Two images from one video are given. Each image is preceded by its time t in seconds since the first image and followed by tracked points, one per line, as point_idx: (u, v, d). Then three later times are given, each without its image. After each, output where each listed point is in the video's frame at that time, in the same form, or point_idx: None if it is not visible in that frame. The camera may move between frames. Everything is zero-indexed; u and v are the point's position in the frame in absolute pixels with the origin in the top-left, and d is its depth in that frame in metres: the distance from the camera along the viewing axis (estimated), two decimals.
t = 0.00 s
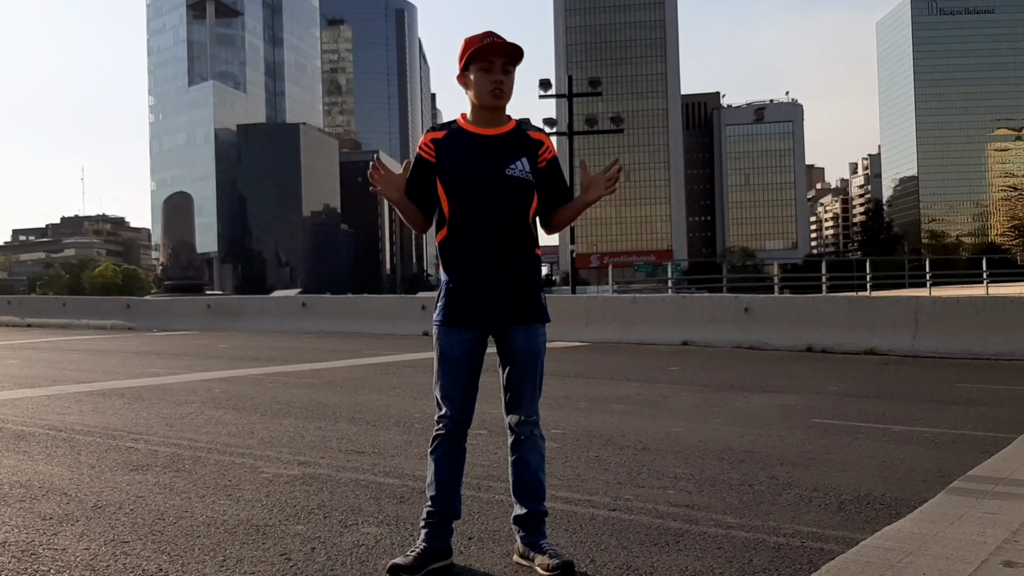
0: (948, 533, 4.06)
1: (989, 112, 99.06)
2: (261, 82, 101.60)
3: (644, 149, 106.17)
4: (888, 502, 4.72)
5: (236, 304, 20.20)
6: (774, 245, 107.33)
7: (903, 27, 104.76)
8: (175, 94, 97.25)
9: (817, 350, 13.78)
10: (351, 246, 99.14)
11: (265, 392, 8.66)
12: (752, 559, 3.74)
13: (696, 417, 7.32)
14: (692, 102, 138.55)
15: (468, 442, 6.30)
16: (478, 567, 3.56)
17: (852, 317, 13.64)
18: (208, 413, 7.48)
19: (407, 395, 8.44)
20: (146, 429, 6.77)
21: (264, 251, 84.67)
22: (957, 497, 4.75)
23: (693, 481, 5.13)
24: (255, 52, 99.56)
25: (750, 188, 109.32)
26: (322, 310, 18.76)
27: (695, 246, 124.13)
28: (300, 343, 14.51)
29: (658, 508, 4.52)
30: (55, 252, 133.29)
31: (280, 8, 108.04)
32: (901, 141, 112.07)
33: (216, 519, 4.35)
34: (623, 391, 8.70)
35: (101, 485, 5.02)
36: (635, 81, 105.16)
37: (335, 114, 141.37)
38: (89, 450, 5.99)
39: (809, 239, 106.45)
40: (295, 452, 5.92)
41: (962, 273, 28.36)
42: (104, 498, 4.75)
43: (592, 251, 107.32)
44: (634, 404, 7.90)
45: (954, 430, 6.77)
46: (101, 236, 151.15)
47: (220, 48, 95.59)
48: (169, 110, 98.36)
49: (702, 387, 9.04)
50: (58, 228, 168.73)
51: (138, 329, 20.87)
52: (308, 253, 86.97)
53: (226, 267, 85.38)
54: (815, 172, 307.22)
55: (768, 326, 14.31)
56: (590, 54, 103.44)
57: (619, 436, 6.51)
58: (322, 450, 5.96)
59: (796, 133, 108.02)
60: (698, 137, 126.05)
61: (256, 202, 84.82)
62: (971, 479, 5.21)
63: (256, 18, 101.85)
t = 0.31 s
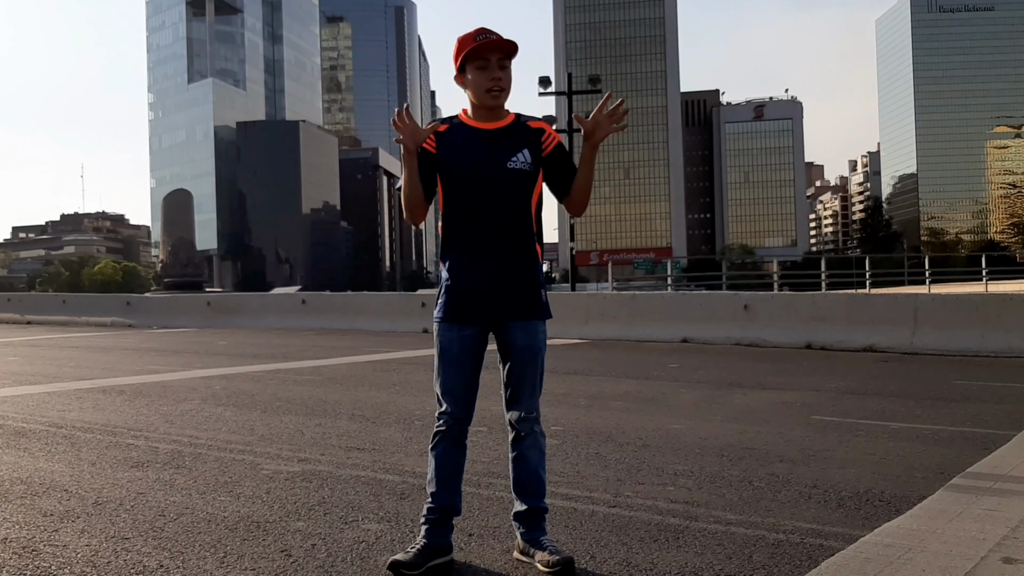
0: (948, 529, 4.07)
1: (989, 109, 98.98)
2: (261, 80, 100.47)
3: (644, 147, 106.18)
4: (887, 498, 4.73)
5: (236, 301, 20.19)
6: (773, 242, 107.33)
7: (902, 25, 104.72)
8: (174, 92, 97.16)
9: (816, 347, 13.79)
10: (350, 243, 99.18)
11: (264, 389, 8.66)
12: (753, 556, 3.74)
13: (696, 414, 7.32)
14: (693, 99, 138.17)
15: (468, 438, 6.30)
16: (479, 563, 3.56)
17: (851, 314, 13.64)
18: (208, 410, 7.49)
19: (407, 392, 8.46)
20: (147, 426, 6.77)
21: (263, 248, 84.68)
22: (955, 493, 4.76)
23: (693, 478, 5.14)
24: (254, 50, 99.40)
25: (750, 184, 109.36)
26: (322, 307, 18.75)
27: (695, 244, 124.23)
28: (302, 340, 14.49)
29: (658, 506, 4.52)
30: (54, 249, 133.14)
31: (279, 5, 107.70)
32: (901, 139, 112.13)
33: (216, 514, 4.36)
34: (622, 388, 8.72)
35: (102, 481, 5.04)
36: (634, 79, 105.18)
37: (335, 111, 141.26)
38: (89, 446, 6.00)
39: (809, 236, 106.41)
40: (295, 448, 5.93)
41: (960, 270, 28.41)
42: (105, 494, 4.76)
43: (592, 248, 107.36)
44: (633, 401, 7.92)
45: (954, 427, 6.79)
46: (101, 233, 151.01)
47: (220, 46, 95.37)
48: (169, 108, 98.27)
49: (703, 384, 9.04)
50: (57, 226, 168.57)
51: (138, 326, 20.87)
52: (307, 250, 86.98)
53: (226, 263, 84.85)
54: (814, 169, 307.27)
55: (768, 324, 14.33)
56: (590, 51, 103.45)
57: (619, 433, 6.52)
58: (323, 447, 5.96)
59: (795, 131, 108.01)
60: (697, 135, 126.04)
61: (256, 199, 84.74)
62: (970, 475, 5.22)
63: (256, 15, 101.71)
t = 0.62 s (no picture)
0: (946, 525, 4.09)
1: (989, 104, 98.96)
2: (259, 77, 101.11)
3: (642, 143, 106.19)
4: (885, 495, 4.73)
5: (234, 299, 20.19)
6: (772, 238, 107.35)
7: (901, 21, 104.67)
8: (173, 89, 97.12)
9: (815, 343, 13.79)
10: (349, 240, 99.16)
11: (262, 387, 8.67)
12: (750, 553, 3.75)
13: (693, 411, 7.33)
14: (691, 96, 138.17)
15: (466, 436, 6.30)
16: (476, 561, 3.57)
17: (849, 310, 13.66)
18: (206, 408, 7.49)
19: (405, 389, 8.47)
20: (145, 424, 6.77)
21: (262, 245, 84.73)
22: (952, 490, 4.77)
23: (689, 475, 5.14)
24: (253, 46, 99.06)
25: (748, 181, 109.43)
26: (321, 304, 18.75)
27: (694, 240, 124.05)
28: (300, 337, 14.47)
29: (656, 503, 4.52)
30: (53, 246, 133.08)
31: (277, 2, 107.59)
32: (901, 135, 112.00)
33: (214, 513, 4.36)
34: (621, 385, 8.73)
35: (99, 480, 5.03)
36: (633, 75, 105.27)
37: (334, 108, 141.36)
38: (87, 444, 6.00)
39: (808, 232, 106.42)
40: (293, 446, 5.93)
41: (958, 266, 28.48)
42: (103, 493, 4.76)
43: (591, 245, 107.35)
44: (631, 398, 7.93)
45: (951, 424, 6.79)
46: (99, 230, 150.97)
47: (218, 43, 95.32)
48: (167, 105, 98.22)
49: (701, 381, 9.05)
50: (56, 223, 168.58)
51: (137, 324, 20.88)
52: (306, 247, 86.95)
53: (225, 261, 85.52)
54: (813, 165, 307.55)
55: (767, 320, 14.32)
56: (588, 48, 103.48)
57: (617, 430, 6.51)
58: (320, 444, 5.97)
59: (795, 127, 108.01)
60: (696, 131, 126.08)
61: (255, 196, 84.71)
62: (967, 471, 5.23)
63: (254, 11, 101.69)
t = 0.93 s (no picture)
0: (944, 522, 4.07)
1: (987, 100, 98.81)
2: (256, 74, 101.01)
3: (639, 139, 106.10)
4: (881, 492, 4.74)
5: (231, 296, 20.17)
6: (770, 234, 107.35)
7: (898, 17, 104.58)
8: (169, 86, 96.95)
9: (812, 340, 13.82)
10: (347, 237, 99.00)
11: (260, 384, 8.70)
12: (747, 550, 3.75)
13: (691, 407, 7.33)
14: (689, 93, 138.12)
15: (462, 433, 6.30)
16: (474, 558, 3.57)
17: (847, 306, 13.67)
18: (203, 406, 7.48)
19: (400, 387, 8.45)
20: (142, 422, 6.78)
21: (259, 242, 84.50)
22: (950, 487, 4.76)
23: (686, 472, 5.15)
24: (249, 43, 99.00)
25: (746, 177, 109.44)
26: (318, 301, 18.76)
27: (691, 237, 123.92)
28: (298, 335, 14.48)
29: (652, 499, 4.53)
30: (50, 243, 132.93)
31: None
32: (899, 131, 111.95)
33: (211, 510, 4.35)
34: (618, 381, 8.73)
35: (96, 478, 5.02)
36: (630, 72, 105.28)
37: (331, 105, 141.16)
38: (86, 442, 6.02)
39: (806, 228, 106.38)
40: (291, 443, 5.94)
41: (955, 261, 28.48)
42: (101, 490, 4.76)
43: (589, 242, 107.32)
44: (628, 394, 7.93)
45: (949, 420, 6.80)
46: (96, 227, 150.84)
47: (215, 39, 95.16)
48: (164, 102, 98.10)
49: (699, 377, 9.04)
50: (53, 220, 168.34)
51: (134, 321, 20.87)
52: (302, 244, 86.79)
53: (223, 258, 85.20)
54: (811, 161, 307.94)
55: (763, 316, 14.32)
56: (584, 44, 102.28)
57: (615, 426, 6.50)
58: (318, 442, 5.98)
59: (792, 123, 107.95)
60: (693, 127, 126.04)
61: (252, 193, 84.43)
62: (963, 468, 5.22)
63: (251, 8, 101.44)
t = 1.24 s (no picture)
0: (943, 518, 4.09)
1: (985, 98, 98.87)
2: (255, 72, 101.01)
3: (637, 137, 106.11)
4: (882, 488, 4.74)
5: (229, 295, 20.18)
6: (768, 232, 107.35)
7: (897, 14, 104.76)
8: (167, 84, 96.98)
9: (811, 337, 13.81)
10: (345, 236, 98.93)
11: (259, 382, 8.69)
12: (748, 546, 3.75)
13: (691, 405, 7.33)
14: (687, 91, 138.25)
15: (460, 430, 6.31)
16: (474, 555, 3.58)
17: (845, 304, 13.69)
18: (202, 404, 7.48)
19: (400, 384, 8.47)
20: (142, 420, 6.78)
21: (257, 241, 84.36)
22: (950, 483, 4.77)
23: (687, 468, 5.14)
24: (247, 41, 98.96)
25: (745, 174, 109.48)
26: (316, 299, 18.76)
27: (689, 234, 124.08)
28: (297, 333, 14.46)
29: (653, 497, 4.53)
30: (47, 243, 132.75)
31: None
32: (897, 128, 112.11)
33: (213, 508, 4.35)
34: (617, 379, 8.73)
35: (96, 476, 5.02)
36: (628, 69, 105.35)
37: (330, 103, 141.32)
38: (84, 441, 6.00)
39: (805, 226, 106.36)
40: (291, 441, 5.94)
41: (954, 259, 28.51)
42: (101, 489, 4.76)
43: (588, 239, 107.38)
44: (627, 392, 7.93)
45: (949, 416, 6.80)
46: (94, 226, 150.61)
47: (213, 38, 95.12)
48: (162, 100, 98.11)
49: (699, 375, 9.03)
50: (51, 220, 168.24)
51: (133, 320, 20.87)
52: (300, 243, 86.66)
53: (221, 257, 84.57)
54: (810, 159, 308.46)
55: (763, 313, 14.34)
56: (584, 41, 104.20)
57: (614, 424, 6.51)
58: (318, 440, 5.97)
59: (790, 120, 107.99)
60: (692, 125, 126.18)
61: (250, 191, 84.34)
62: (963, 464, 5.23)
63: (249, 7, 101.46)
